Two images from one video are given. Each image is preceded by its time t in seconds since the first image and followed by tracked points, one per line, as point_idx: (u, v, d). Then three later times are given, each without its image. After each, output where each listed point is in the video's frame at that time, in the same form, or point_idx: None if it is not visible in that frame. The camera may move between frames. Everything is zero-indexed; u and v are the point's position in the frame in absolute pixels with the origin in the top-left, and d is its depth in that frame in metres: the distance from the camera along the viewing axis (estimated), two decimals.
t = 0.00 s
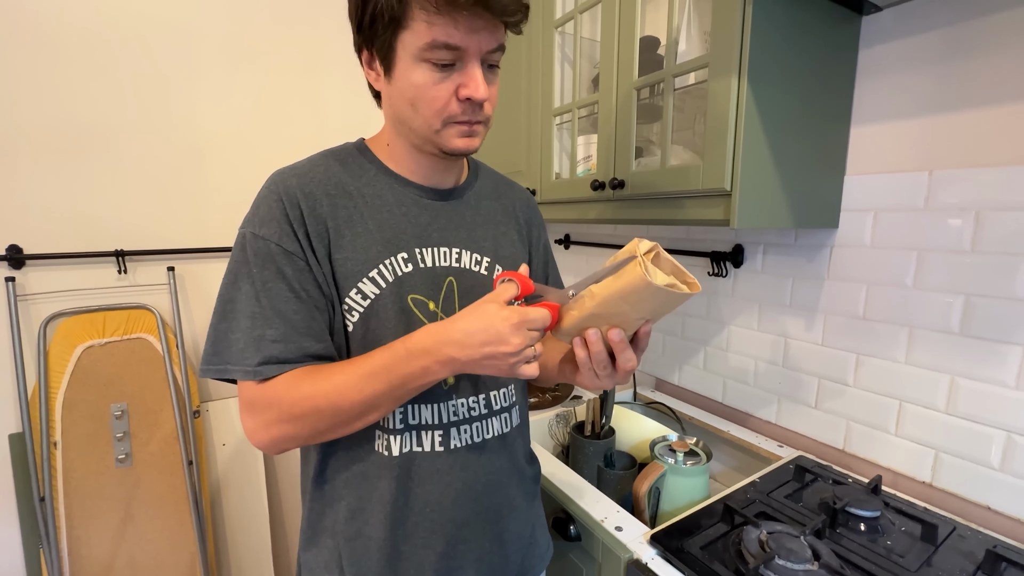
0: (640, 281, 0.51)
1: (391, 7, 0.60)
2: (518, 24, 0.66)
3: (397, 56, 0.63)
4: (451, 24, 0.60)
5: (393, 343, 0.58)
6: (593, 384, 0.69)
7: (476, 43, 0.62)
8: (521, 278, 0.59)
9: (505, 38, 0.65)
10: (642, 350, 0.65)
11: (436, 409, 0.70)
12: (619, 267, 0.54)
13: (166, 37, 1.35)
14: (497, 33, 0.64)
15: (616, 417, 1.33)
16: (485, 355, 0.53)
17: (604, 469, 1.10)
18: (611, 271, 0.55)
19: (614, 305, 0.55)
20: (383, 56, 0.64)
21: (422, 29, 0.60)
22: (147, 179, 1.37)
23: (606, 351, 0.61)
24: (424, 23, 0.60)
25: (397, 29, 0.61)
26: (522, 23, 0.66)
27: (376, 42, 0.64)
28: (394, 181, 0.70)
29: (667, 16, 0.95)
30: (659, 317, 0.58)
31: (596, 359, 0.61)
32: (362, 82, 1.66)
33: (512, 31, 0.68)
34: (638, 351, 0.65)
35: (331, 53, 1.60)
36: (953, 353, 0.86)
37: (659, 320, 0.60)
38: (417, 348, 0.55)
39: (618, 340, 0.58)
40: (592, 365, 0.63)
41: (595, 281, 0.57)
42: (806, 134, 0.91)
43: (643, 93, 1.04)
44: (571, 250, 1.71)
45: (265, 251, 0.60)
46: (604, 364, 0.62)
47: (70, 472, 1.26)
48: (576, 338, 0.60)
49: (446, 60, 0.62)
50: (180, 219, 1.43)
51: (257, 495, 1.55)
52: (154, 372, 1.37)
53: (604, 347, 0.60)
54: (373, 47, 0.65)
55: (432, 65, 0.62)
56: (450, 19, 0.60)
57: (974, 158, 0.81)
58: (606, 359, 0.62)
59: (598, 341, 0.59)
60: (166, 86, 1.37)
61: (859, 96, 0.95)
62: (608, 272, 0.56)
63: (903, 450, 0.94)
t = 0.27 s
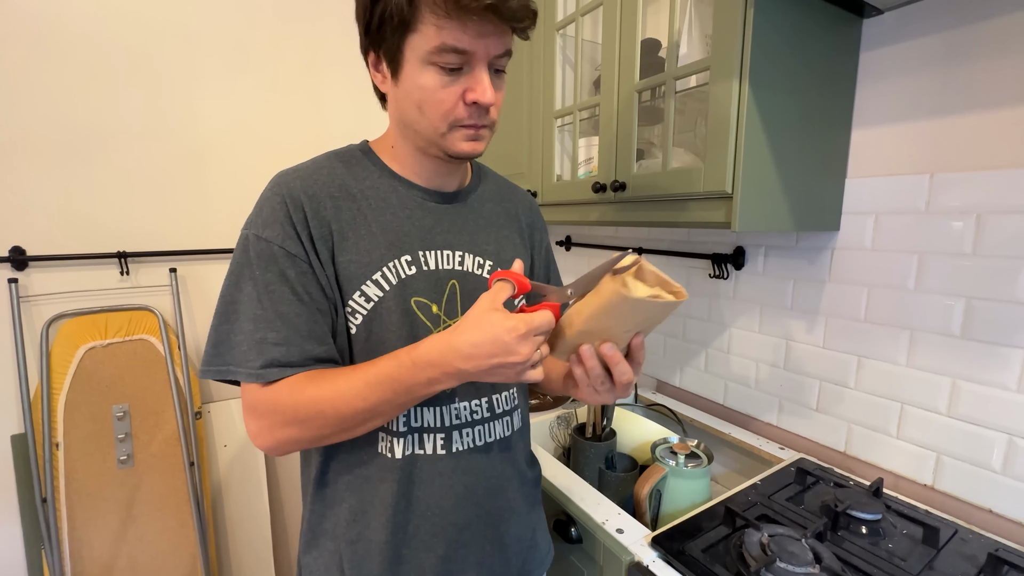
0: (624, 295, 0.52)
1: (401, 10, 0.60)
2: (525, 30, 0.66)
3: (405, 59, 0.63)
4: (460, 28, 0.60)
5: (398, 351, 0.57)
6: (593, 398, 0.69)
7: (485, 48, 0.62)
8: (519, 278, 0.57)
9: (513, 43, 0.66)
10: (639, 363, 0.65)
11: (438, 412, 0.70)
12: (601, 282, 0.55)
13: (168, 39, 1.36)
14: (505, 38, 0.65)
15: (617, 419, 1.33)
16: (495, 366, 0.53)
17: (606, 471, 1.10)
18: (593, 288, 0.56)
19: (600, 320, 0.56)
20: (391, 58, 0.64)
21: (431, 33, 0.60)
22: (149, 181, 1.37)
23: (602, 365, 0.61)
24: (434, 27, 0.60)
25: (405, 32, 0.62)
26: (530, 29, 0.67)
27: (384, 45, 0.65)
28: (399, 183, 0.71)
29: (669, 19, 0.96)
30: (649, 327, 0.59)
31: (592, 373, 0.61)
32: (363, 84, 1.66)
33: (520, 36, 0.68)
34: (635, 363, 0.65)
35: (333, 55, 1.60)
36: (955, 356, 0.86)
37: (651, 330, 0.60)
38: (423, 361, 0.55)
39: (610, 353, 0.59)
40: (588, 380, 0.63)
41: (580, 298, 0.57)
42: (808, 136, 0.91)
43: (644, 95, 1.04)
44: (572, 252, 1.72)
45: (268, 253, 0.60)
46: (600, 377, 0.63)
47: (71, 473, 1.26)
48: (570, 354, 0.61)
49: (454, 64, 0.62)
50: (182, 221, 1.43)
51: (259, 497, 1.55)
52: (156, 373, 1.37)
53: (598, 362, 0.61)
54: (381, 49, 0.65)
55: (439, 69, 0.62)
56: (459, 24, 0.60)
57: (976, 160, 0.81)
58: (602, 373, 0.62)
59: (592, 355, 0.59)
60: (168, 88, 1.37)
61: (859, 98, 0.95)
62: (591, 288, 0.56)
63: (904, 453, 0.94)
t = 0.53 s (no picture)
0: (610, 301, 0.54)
1: (422, 10, 0.60)
2: (543, 36, 0.66)
3: (422, 59, 0.63)
4: (480, 32, 0.60)
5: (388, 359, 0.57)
6: (607, 406, 0.69)
7: (503, 53, 0.62)
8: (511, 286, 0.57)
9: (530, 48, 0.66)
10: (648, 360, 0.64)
11: (442, 413, 0.70)
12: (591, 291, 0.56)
13: (170, 40, 1.36)
14: (523, 43, 0.65)
15: (619, 419, 1.33)
16: (485, 372, 0.53)
17: (607, 470, 1.10)
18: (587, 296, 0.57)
19: (597, 326, 0.57)
20: (408, 56, 0.64)
21: (451, 35, 0.60)
22: (151, 181, 1.38)
23: (609, 371, 0.61)
24: (454, 29, 0.60)
25: (425, 32, 0.61)
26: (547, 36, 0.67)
27: (401, 43, 0.64)
28: (406, 181, 0.71)
29: (670, 18, 0.96)
30: (652, 324, 0.58)
31: (601, 379, 0.61)
32: (365, 84, 1.67)
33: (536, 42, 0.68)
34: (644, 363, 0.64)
35: (334, 55, 1.60)
36: (957, 355, 0.85)
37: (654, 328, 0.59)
38: (412, 370, 0.54)
39: (615, 357, 0.59)
40: (599, 387, 0.64)
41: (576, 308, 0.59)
42: (810, 136, 0.91)
43: (645, 95, 1.04)
44: (573, 252, 1.72)
45: (271, 248, 0.60)
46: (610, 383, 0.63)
47: (73, 473, 1.27)
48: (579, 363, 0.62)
49: (472, 67, 0.62)
50: (184, 221, 1.43)
51: (260, 497, 1.55)
52: (158, 373, 1.37)
53: (605, 367, 0.61)
54: (397, 46, 0.65)
55: (457, 71, 0.62)
56: (480, 27, 0.60)
57: (979, 159, 0.81)
58: (611, 378, 0.62)
59: (598, 362, 0.60)
60: (170, 88, 1.37)
61: (861, 98, 0.95)
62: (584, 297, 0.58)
63: (906, 453, 0.94)
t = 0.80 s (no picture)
0: (670, 281, 0.60)
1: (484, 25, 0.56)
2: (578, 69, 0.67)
3: (468, 70, 0.59)
4: (535, 62, 0.59)
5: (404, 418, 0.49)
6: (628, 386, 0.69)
7: (546, 83, 0.62)
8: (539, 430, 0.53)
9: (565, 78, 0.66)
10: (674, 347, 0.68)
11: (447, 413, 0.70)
12: (648, 275, 0.63)
13: (170, 40, 1.36)
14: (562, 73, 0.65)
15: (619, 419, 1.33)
16: (481, 477, 0.44)
17: (607, 470, 1.10)
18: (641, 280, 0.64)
19: (648, 306, 0.63)
20: (452, 61, 0.59)
21: (507, 59, 0.58)
22: (151, 181, 1.38)
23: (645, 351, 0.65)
24: (512, 55, 0.58)
25: (480, 47, 0.58)
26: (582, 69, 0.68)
27: (446, 45, 0.59)
28: (415, 179, 0.70)
29: (670, 18, 0.95)
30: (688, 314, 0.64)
31: (635, 358, 0.64)
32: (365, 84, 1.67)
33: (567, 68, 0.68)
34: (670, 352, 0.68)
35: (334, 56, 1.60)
36: (959, 355, 0.85)
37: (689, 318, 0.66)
38: (422, 438, 0.46)
39: (655, 337, 0.63)
40: (631, 366, 0.66)
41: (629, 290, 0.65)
42: (809, 135, 0.91)
43: (645, 94, 1.04)
44: (573, 252, 1.71)
45: (269, 242, 0.56)
46: (642, 362, 0.66)
47: (73, 473, 1.26)
48: (617, 341, 0.66)
49: (516, 92, 0.61)
50: (184, 221, 1.43)
51: (261, 497, 1.55)
52: (158, 373, 1.37)
53: (642, 347, 0.65)
54: (440, 46, 0.60)
55: (501, 92, 0.60)
56: (537, 58, 0.59)
57: (981, 158, 0.80)
58: (644, 358, 0.66)
59: (638, 340, 0.64)
60: (170, 88, 1.37)
61: (861, 97, 0.95)
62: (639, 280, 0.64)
63: (908, 453, 0.93)
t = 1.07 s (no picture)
0: (708, 265, 0.74)
1: (519, 55, 0.54)
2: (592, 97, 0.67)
3: (497, 95, 0.57)
4: (563, 96, 0.58)
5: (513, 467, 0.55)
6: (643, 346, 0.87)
7: (567, 112, 0.62)
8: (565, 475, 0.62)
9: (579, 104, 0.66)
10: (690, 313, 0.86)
11: (459, 414, 0.69)
12: (682, 256, 0.77)
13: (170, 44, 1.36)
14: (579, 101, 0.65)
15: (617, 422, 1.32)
16: (574, 528, 0.54)
17: (605, 473, 1.09)
18: (675, 259, 0.78)
19: (681, 283, 0.77)
20: (481, 83, 0.56)
21: (538, 91, 0.57)
22: (150, 184, 1.38)
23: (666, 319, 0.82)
24: (542, 88, 0.57)
25: (512, 74, 0.55)
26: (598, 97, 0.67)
27: (476, 65, 0.56)
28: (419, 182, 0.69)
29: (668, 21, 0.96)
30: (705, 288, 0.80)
31: (659, 324, 0.82)
32: (364, 88, 1.67)
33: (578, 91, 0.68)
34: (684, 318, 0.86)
35: (334, 59, 1.61)
36: (958, 357, 0.85)
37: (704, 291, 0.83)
38: (544, 491, 0.54)
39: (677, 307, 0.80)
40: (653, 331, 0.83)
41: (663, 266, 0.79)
42: (807, 138, 0.91)
43: (643, 98, 1.05)
44: (573, 255, 1.72)
45: (343, 265, 0.49)
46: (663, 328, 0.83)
47: (72, 476, 1.26)
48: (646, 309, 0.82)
49: (540, 120, 0.60)
50: (183, 224, 1.43)
51: (260, 501, 1.55)
52: (156, 376, 1.37)
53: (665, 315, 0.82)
54: (468, 64, 0.56)
55: (526, 120, 0.59)
56: (564, 92, 0.58)
57: (979, 160, 0.80)
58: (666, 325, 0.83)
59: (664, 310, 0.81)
60: (170, 92, 1.38)
61: (859, 100, 0.95)
62: (673, 258, 0.78)
63: (907, 456, 0.93)
